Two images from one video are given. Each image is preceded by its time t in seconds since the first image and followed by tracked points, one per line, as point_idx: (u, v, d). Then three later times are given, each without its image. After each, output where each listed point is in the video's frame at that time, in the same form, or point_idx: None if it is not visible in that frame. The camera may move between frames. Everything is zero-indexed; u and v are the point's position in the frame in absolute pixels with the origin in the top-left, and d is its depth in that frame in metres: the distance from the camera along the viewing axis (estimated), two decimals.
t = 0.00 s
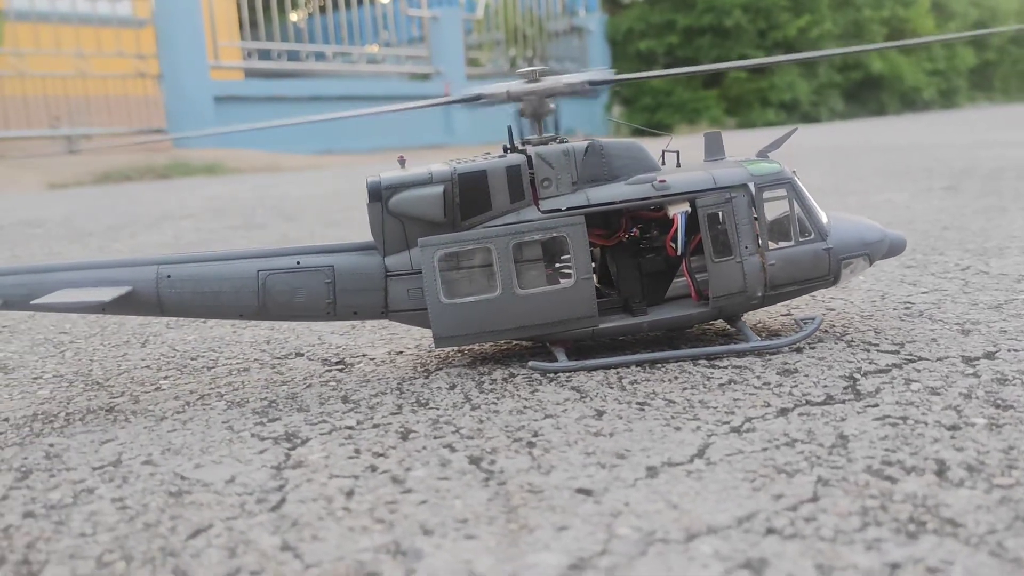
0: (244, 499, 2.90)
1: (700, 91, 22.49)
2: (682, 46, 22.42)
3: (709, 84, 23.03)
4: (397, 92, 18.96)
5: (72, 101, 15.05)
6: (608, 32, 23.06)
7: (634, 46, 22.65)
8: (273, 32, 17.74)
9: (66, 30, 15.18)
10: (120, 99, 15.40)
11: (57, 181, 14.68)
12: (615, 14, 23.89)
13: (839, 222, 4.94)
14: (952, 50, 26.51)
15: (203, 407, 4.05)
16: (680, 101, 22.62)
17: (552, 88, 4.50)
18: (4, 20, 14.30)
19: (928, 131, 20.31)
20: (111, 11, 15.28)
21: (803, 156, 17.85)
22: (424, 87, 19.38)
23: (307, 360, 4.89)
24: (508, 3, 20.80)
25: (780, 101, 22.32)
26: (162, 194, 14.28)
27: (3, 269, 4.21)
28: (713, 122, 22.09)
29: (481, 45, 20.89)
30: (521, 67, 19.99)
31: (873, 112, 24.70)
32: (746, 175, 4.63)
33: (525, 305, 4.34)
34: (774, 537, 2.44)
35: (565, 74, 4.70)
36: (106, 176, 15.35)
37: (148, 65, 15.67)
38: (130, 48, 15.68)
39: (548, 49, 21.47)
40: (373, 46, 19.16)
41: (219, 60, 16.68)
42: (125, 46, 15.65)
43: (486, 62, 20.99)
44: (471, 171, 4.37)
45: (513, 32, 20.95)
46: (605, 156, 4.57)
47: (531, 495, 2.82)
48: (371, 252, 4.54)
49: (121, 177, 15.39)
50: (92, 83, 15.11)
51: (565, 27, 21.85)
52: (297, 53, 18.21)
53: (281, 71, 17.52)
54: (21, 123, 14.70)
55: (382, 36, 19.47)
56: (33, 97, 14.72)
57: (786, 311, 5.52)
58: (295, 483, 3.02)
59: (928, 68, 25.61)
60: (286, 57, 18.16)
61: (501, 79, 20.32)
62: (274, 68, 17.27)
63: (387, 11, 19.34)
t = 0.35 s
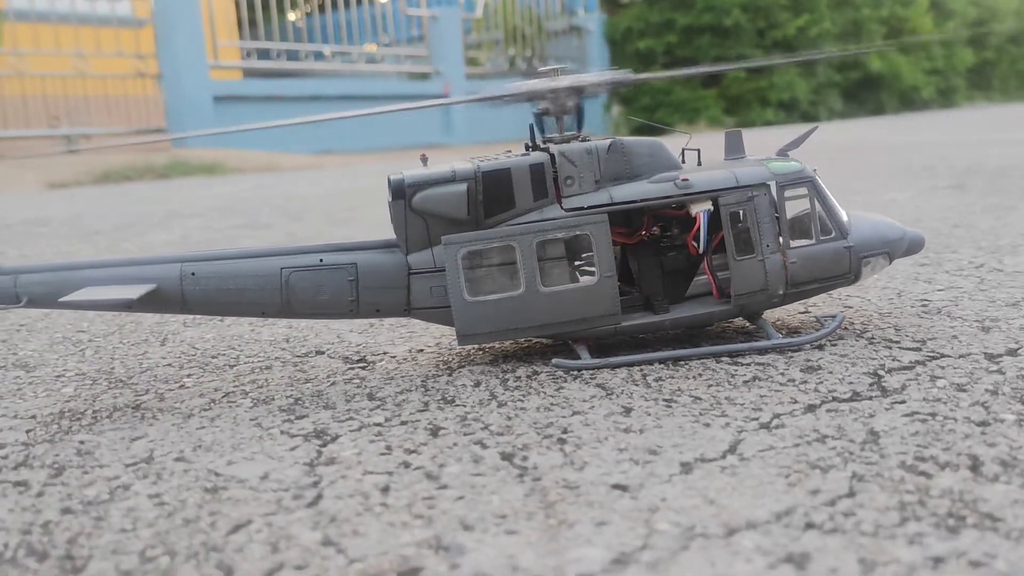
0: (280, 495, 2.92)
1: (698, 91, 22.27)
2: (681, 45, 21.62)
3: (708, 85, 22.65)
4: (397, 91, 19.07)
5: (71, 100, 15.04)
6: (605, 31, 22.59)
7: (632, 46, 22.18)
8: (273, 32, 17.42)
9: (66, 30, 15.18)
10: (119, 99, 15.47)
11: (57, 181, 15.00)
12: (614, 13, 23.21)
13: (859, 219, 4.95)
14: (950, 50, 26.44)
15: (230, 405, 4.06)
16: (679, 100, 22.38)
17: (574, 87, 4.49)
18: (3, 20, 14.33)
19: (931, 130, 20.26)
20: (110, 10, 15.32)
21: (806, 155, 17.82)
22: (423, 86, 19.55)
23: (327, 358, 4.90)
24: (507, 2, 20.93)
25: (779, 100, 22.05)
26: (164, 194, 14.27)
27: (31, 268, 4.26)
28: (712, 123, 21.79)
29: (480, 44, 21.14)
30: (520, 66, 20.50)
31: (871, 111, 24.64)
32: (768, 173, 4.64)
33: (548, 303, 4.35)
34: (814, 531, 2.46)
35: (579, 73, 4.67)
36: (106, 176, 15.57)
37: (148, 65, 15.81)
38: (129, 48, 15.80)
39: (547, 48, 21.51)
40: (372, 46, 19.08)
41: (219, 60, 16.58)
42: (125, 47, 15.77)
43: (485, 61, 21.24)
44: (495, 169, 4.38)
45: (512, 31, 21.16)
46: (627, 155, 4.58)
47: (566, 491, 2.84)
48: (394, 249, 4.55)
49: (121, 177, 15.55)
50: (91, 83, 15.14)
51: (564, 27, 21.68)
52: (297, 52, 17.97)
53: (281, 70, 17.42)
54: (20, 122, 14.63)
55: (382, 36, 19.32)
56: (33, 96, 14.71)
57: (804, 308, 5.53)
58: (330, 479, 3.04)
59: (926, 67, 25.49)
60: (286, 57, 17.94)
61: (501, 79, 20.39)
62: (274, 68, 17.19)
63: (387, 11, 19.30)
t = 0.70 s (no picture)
0: (311, 492, 2.93)
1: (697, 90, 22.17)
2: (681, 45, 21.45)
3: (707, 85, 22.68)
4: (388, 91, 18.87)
5: (71, 100, 15.21)
6: (605, 31, 22.69)
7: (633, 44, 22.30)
8: (273, 31, 17.35)
9: (65, 29, 15.16)
10: (118, 98, 15.66)
11: (57, 180, 14.40)
12: (615, 13, 23.41)
13: (876, 218, 4.97)
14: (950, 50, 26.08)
15: (253, 403, 4.08)
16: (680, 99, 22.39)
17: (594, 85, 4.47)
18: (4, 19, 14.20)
19: (935, 128, 20.22)
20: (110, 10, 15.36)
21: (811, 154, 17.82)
22: (423, 85, 19.54)
23: (346, 357, 4.91)
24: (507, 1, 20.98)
25: (779, 99, 21.95)
26: (168, 193, 14.28)
27: (53, 267, 4.26)
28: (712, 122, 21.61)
29: (480, 43, 20.88)
30: (520, 65, 21.25)
31: (869, 110, 24.53)
32: (786, 172, 4.66)
33: (568, 301, 4.36)
34: (848, 528, 2.47)
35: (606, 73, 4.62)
36: (106, 175, 15.07)
37: (148, 65, 15.84)
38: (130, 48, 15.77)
39: (547, 48, 21.69)
40: (371, 45, 18.99)
41: (218, 60, 16.50)
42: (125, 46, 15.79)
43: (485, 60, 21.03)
44: (516, 168, 4.40)
45: (512, 30, 21.25)
46: (646, 154, 4.60)
47: (596, 488, 2.85)
48: (413, 248, 4.56)
49: (121, 177, 15.13)
50: (91, 82, 15.26)
51: (564, 26, 21.86)
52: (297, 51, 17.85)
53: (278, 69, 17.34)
54: (20, 121, 14.89)
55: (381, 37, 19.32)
56: (32, 96, 14.81)
57: (820, 307, 5.55)
58: (359, 477, 3.05)
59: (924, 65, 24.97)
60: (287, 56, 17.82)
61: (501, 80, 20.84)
62: (274, 67, 17.18)
63: (386, 11, 19.31)
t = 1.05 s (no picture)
0: (345, 487, 2.95)
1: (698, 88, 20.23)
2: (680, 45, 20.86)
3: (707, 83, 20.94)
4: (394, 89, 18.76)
5: (72, 99, 15.17)
6: (605, 29, 22.10)
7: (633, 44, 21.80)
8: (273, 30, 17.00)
9: (66, 28, 15.19)
10: (118, 98, 15.54)
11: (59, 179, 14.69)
12: (614, 11, 22.79)
13: (895, 214, 4.96)
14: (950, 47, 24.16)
15: (278, 399, 4.08)
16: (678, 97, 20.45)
17: (616, 83, 4.44)
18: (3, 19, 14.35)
19: (939, 127, 19.99)
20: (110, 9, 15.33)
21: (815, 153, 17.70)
22: (423, 84, 19.36)
23: (367, 353, 4.92)
24: None
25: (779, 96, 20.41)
26: (171, 193, 14.23)
27: (80, 264, 4.29)
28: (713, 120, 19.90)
29: (480, 42, 20.63)
30: (520, 64, 20.60)
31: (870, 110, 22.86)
32: (807, 168, 4.66)
33: (590, 297, 4.37)
34: (885, 522, 2.48)
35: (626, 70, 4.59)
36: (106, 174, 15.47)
37: (148, 64, 15.77)
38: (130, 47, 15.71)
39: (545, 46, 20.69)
40: (372, 43, 18.60)
41: (218, 58, 16.28)
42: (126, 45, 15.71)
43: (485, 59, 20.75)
44: (538, 164, 4.40)
45: (511, 28, 20.64)
46: (666, 151, 4.61)
47: (631, 483, 2.86)
48: (435, 245, 4.57)
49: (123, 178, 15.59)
50: (91, 82, 15.25)
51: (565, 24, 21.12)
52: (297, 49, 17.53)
53: (279, 68, 17.23)
54: (22, 119, 14.99)
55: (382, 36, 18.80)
56: (34, 95, 14.92)
57: (838, 302, 5.55)
58: (392, 472, 3.06)
59: (927, 65, 23.44)
60: (286, 55, 17.47)
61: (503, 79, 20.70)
62: (274, 66, 17.01)
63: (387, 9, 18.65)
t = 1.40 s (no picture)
0: (372, 485, 2.97)
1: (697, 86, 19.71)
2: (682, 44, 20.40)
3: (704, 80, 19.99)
4: (398, 86, 18.89)
5: (72, 97, 15.11)
6: (605, 28, 22.33)
7: (633, 42, 21.76)
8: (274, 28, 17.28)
9: (66, 28, 15.09)
10: (119, 96, 15.50)
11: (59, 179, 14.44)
12: (614, 9, 22.80)
13: (910, 212, 4.97)
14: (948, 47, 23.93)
15: (298, 398, 4.10)
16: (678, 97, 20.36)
17: (632, 82, 4.44)
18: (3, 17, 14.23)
19: (940, 124, 20.02)
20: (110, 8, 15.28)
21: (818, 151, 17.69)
22: (422, 82, 19.26)
23: (383, 352, 4.93)
24: None
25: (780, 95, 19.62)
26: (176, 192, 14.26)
27: (99, 264, 4.30)
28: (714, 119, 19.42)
29: (482, 41, 20.76)
30: (521, 62, 21.23)
31: (872, 108, 22.15)
32: (824, 167, 4.67)
33: (608, 296, 4.39)
34: (914, 519, 2.49)
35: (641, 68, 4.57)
36: (107, 174, 15.04)
37: (149, 62, 15.71)
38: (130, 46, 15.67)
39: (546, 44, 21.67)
40: (370, 41, 18.65)
41: (219, 57, 16.37)
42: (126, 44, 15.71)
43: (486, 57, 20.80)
44: (556, 164, 4.41)
45: (512, 27, 21.07)
46: (683, 150, 4.62)
47: (657, 481, 2.87)
48: (452, 244, 4.58)
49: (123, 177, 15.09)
50: (91, 80, 15.11)
51: (564, 23, 21.59)
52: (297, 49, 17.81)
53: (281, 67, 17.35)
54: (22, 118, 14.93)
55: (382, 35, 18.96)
56: (35, 95, 14.78)
57: (852, 301, 5.56)
58: (418, 470, 3.08)
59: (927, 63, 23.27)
60: (287, 53, 17.60)
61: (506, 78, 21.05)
62: (275, 64, 17.14)
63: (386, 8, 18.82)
